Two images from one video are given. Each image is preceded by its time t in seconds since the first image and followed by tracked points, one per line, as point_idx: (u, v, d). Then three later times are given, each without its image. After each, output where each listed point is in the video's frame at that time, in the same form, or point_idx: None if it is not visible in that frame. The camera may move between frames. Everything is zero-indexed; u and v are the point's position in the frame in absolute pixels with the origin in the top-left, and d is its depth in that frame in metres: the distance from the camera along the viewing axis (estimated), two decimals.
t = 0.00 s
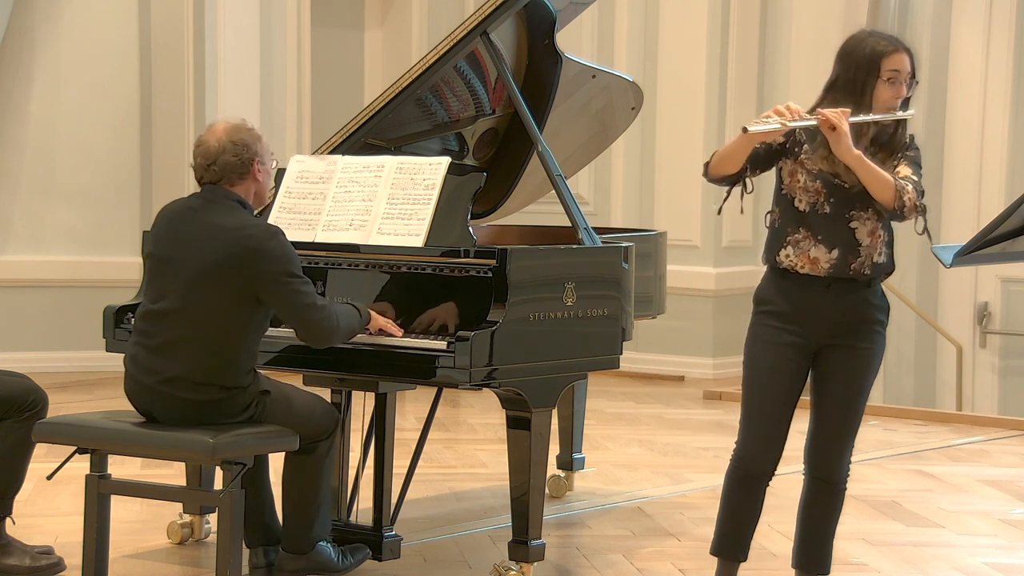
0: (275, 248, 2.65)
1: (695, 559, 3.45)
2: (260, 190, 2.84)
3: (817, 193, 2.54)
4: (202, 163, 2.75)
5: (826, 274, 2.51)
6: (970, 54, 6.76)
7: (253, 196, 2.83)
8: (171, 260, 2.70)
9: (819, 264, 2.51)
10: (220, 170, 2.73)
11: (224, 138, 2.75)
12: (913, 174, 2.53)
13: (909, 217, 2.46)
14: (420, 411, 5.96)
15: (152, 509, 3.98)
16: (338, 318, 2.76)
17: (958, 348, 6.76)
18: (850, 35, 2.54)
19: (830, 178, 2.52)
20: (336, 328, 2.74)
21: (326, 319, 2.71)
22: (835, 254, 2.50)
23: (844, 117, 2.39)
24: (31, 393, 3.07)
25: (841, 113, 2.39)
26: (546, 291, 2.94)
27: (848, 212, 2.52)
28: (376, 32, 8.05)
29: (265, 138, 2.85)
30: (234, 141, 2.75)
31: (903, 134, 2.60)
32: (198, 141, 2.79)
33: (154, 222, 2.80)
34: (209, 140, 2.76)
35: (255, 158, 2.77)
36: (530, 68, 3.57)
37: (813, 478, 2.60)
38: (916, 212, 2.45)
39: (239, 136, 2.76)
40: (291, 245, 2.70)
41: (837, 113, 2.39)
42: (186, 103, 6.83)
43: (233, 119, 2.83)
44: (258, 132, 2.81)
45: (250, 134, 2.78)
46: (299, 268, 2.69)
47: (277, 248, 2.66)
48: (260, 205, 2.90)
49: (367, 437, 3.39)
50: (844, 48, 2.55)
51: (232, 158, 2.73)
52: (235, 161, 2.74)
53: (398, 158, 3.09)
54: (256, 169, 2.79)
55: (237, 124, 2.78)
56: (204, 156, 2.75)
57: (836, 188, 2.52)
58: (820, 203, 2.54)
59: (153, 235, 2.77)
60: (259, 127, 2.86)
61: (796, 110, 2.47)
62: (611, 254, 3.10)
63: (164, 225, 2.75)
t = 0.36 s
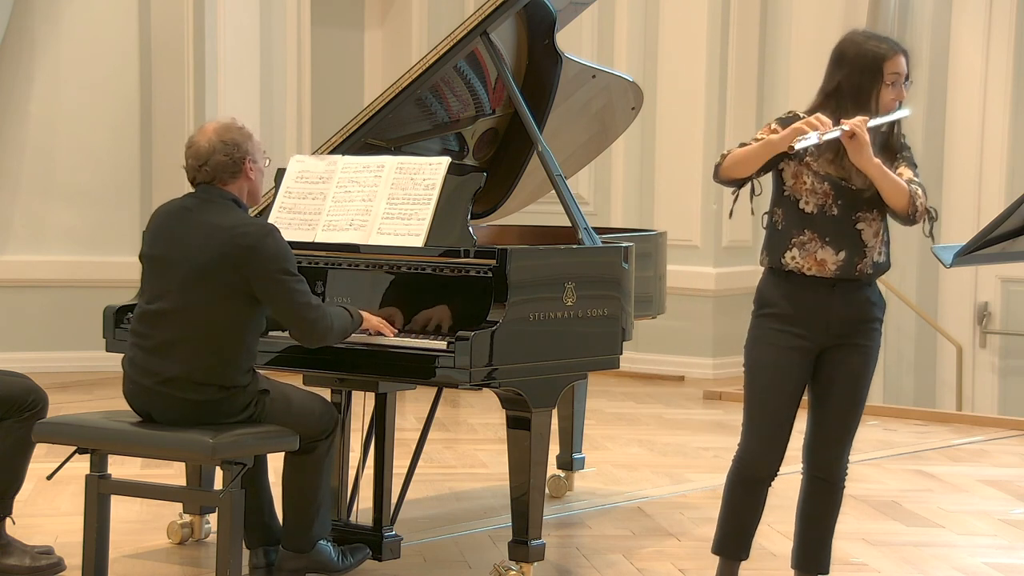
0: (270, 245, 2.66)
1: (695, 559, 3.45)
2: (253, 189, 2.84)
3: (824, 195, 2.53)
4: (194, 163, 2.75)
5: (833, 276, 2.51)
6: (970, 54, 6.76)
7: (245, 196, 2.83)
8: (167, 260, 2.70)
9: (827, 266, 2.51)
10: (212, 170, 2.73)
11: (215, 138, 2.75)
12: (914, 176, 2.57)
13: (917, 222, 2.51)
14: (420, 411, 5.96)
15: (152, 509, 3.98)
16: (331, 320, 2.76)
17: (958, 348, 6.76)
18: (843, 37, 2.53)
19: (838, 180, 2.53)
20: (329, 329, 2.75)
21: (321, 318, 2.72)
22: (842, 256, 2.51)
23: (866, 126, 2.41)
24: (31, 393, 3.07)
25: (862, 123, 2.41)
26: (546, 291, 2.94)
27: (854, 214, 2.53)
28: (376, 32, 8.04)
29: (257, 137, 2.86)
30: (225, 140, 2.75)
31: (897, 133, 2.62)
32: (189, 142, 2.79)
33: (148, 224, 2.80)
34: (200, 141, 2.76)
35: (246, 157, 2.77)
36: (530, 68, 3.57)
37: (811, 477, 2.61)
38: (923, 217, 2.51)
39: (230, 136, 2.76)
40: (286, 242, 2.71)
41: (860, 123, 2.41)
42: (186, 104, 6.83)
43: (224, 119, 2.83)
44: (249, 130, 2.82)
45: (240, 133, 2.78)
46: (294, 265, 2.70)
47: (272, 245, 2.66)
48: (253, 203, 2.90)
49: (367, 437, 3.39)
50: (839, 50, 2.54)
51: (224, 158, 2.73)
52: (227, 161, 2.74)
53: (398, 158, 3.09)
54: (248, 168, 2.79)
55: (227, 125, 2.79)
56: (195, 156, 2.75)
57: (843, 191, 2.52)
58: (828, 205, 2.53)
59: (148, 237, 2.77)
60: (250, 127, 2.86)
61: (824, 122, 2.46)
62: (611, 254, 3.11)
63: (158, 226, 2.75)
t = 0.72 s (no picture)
0: (268, 243, 2.66)
1: (695, 559, 3.45)
2: (251, 189, 2.84)
3: (818, 186, 2.53)
4: (191, 162, 2.75)
5: (829, 267, 2.51)
6: (971, 54, 6.76)
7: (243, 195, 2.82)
8: (166, 259, 2.70)
9: (822, 257, 2.50)
10: (209, 169, 2.73)
11: (213, 138, 2.75)
12: (905, 155, 2.57)
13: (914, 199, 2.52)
14: (420, 411, 5.96)
15: (152, 509, 3.98)
16: (328, 321, 2.77)
17: (958, 348, 6.77)
18: (819, 31, 2.53)
19: (830, 171, 2.52)
20: (325, 328, 2.76)
21: (318, 317, 2.73)
22: (836, 245, 2.51)
23: (845, 113, 2.42)
24: (31, 393, 3.07)
25: (841, 111, 2.42)
26: (546, 291, 2.94)
27: (849, 202, 2.53)
28: (376, 32, 8.05)
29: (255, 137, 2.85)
30: (223, 140, 2.76)
31: (884, 117, 2.62)
32: (187, 141, 2.80)
33: (145, 225, 2.79)
34: (198, 139, 2.77)
35: (243, 157, 2.77)
36: (530, 68, 3.57)
37: (807, 474, 2.60)
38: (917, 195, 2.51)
39: (228, 135, 2.76)
40: (283, 240, 2.71)
41: (839, 111, 2.42)
42: (186, 103, 6.83)
43: (222, 118, 2.83)
44: (248, 130, 2.82)
45: (238, 133, 2.78)
46: (292, 263, 2.70)
47: (271, 243, 2.66)
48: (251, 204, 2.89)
49: (366, 437, 3.39)
50: (816, 45, 2.54)
51: (221, 157, 2.73)
52: (224, 160, 2.74)
53: (398, 158, 3.09)
54: (246, 168, 2.79)
55: (225, 124, 2.79)
56: (192, 155, 2.75)
57: (836, 180, 2.52)
58: (822, 196, 2.53)
59: (146, 237, 2.77)
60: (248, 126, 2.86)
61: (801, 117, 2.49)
62: (611, 255, 3.11)
63: (156, 226, 2.75)
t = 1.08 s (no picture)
0: (264, 238, 2.66)
1: (695, 559, 3.45)
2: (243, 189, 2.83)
3: (805, 202, 2.54)
4: (189, 154, 2.75)
5: (818, 279, 2.52)
6: (970, 54, 6.76)
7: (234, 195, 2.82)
8: (160, 258, 2.70)
9: (811, 271, 2.51)
10: (205, 162, 2.74)
11: (214, 133, 2.76)
12: (897, 180, 2.53)
13: (896, 228, 2.47)
14: (420, 411, 5.96)
15: (152, 509, 3.98)
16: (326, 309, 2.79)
17: (958, 348, 6.77)
18: (820, 38, 2.53)
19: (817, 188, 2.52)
20: (324, 318, 2.78)
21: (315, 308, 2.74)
22: (824, 261, 2.50)
23: (824, 147, 2.42)
24: (31, 393, 3.07)
25: (820, 146, 2.42)
26: (546, 291, 2.94)
27: (835, 218, 2.53)
28: (376, 32, 8.04)
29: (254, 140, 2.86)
30: (222, 136, 2.76)
31: (882, 133, 2.60)
32: (187, 134, 2.80)
33: (138, 225, 2.79)
34: (198, 134, 2.77)
35: (241, 156, 2.78)
36: (530, 68, 3.57)
37: (808, 476, 2.60)
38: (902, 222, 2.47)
39: (228, 132, 2.77)
40: (278, 235, 2.72)
41: (817, 145, 2.42)
42: (186, 103, 6.83)
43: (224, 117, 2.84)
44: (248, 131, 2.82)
45: (238, 132, 2.79)
46: (287, 258, 2.71)
47: (267, 238, 2.67)
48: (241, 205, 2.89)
49: (367, 437, 3.39)
50: (816, 54, 2.54)
51: (219, 152, 2.74)
52: (222, 156, 2.74)
53: (398, 158, 3.09)
54: (242, 167, 2.79)
55: (227, 122, 2.79)
56: (191, 148, 2.76)
57: (823, 196, 2.53)
58: (809, 211, 2.54)
59: (139, 237, 2.76)
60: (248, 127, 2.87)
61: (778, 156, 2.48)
62: (611, 255, 3.11)
63: (150, 225, 2.74)
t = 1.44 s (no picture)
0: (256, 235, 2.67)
1: (695, 559, 3.45)
2: (235, 192, 2.84)
3: (795, 213, 2.56)
4: (181, 157, 2.78)
5: (807, 288, 2.53)
6: (970, 54, 6.76)
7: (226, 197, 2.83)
8: (152, 257, 2.70)
9: (798, 281, 2.53)
10: (195, 164, 2.76)
11: (206, 135, 2.78)
12: (891, 195, 2.53)
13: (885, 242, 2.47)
14: (420, 411, 5.96)
15: (152, 509, 3.98)
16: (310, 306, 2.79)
17: (959, 348, 6.77)
18: (828, 51, 2.52)
19: (808, 200, 2.54)
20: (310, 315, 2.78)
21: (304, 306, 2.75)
22: (812, 272, 2.52)
23: (817, 159, 2.42)
24: (31, 393, 3.07)
25: (812, 156, 2.42)
26: (546, 291, 2.94)
27: (825, 230, 2.54)
28: (375, 32, 8.04)
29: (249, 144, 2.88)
30: (214, 138, 2.78)
31: (883, 148, 2.58)
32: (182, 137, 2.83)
33: (127, 227, 2.79)
34: (191, 137, 2.80)
35: (232, 158, 2.79)
36: (530, 68, 3.57)
37: (810, 479, 2.60)
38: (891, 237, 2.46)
39: (220, 134, 2.79)
40: (269, 232, 2.72)
41: (809, 155, 2.42)
42: (186, 103, 6.82)
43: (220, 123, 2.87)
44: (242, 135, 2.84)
45: (231, 134, 2.81)
46: (277, 255, 2.72)
47: (258, 235, 2.68)
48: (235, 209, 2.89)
49: (366, 437, 3.39)
50: (824, 66, 2.53)
51: (209, 154, 2.76)
52: (213, 157, 2.76)
53: (398, 158, 3.09)
54: (234, 170, 2.80)
55: (221, 126, 2.82)
56: (184, 150, 2.79)
57: (812, 209, 2.54)
58: (798, 223, 2.56)
59: (129, 239, 2.76)
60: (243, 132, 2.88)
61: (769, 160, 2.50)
62: (611, 254, 3.11)
63: (139, 226, 2.74)
